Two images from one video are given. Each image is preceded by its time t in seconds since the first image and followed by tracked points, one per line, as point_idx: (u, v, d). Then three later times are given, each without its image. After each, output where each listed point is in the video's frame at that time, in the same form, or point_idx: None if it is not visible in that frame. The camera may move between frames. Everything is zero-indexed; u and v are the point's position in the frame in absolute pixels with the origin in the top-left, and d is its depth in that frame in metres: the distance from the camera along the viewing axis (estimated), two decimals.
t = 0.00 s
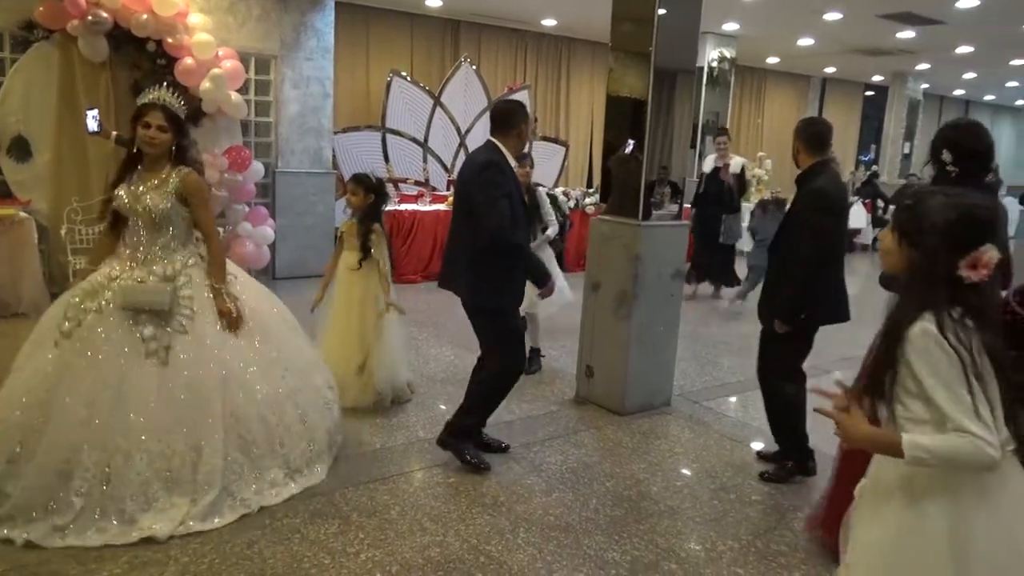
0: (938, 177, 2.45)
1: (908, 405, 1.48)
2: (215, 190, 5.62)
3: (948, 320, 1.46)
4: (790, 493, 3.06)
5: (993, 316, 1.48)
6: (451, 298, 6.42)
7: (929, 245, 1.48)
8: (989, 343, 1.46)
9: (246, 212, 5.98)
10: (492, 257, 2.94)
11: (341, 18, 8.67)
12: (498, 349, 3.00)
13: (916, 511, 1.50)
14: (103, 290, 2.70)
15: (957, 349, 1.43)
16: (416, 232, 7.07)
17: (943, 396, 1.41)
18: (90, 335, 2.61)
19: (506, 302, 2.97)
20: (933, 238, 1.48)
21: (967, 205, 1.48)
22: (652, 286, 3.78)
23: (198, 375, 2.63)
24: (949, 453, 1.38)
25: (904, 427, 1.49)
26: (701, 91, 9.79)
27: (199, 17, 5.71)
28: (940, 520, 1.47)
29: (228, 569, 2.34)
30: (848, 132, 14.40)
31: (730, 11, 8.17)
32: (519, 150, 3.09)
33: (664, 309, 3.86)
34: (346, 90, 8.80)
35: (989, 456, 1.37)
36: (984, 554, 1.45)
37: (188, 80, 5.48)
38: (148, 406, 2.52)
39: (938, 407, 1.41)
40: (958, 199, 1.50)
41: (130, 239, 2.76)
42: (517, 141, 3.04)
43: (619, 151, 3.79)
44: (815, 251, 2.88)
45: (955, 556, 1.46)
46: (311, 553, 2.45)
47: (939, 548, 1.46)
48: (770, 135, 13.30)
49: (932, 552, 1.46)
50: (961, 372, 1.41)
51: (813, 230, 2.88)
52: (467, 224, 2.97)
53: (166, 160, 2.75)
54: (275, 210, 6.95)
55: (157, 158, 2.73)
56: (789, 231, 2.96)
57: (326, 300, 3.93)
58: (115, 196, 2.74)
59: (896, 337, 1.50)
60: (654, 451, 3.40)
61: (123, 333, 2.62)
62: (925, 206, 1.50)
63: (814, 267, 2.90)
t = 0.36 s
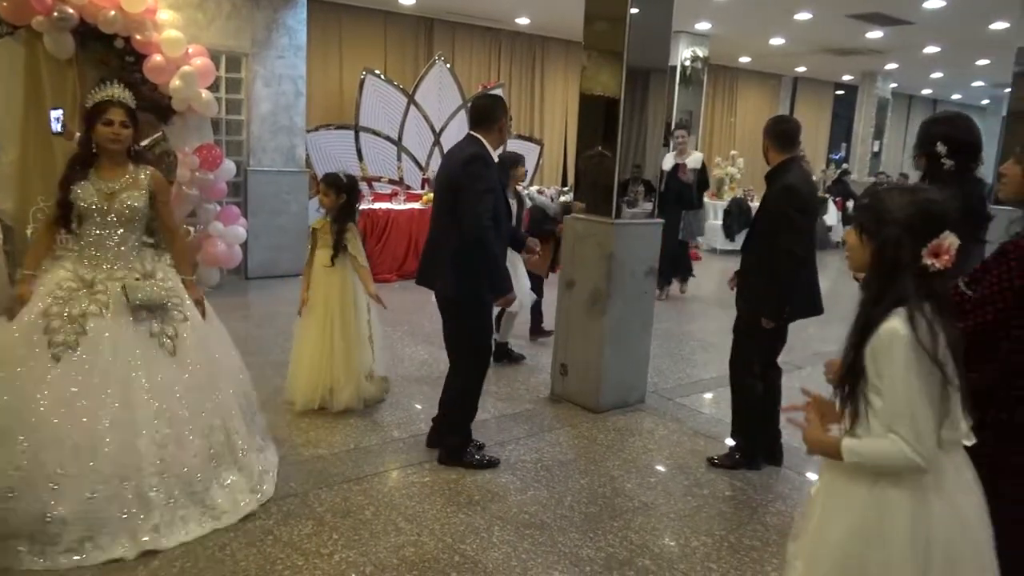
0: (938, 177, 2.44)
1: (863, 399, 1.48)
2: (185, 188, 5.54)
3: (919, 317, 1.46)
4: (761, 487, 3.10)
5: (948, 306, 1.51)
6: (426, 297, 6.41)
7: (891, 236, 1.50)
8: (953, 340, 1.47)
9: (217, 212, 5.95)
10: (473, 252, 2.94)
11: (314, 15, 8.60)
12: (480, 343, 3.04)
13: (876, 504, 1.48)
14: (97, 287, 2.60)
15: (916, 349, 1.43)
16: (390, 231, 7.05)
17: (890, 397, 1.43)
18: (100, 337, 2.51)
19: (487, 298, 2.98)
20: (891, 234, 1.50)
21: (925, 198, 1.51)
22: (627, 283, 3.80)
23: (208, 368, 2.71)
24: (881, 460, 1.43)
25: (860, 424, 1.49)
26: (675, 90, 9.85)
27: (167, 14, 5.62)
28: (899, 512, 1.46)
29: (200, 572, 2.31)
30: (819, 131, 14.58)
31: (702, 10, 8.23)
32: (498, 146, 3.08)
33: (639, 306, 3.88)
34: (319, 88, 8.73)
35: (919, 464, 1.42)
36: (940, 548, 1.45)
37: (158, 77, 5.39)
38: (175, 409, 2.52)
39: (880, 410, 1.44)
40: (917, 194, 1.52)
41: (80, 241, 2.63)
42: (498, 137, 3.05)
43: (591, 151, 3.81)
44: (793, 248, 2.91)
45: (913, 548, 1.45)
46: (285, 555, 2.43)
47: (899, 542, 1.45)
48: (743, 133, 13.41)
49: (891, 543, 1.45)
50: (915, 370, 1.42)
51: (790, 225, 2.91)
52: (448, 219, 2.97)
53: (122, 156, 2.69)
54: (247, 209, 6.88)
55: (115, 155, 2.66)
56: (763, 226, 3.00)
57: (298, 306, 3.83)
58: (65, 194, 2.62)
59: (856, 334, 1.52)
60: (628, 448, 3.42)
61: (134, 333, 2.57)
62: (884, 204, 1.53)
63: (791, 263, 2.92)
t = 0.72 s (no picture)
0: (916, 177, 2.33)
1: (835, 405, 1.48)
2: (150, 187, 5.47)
3: (898, 324, 1.45)
4: (729, 482, 3.14)
5: (931, 305, 1.48)
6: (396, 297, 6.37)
7: (870, 237, 1.47)
8: (932, 341, 1.45)
9: (183, 210, 5.87)
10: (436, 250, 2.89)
11: (281, 12, 8.51)
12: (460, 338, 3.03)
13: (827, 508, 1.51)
14: (76, 288, 2.56)
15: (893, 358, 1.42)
16: (359, 230, 7.01)
17: (860, 405, 1.42)
18: (87, 340, 2.50)
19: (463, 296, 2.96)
20: (872, 233, 1.47)
21: (905, 197, 1.48)
22: (596, 281, 3.82)
23: (163, 361, 2.72)
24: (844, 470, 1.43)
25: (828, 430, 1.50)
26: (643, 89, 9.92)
27: (131, 9, 5.52)
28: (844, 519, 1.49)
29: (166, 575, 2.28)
30: (785, 130, 14.77)
31: (670, 10, 8.29)
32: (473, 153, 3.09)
33: (608, 304, 3.90)
34: (287, 86, 8.65)
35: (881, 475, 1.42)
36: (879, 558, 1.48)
37: (120, 74, 5.34)
38: (147, 413, 2.52)
39: (850, 417, 1.44)
40: (895, 192, 1.50)
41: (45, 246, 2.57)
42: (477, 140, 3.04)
43: (559, 150, 3.83)
44: (751, 247, 2.97)
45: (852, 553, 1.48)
46: (252, 556, 2.40)
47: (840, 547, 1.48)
48: (711, 132, 13.55)
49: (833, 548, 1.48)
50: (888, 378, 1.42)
51: (749, 221, 2.95)
52: (413, 218, 2.94)
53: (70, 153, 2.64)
54: (213, 208, 6.80)
55: (65, 153, 2.62)
56: (725, 222, 3.03)
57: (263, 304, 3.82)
58: (21, 195, 2.54)
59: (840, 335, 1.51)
60: (598, 445, 3.43)
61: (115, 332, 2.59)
62: (862, 203, 1.49)
63: (749, 258, 2.98)
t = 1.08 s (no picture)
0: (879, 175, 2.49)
1: (834, 409, 1.51)
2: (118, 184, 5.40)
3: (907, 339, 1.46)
4: (701, 479, 3.17)
5: (935, 317, 1.51)
6: (369, 297, 6.34)
7: (874, 246, 1.49)
8: (932, 351, 1.47)
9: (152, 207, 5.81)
10: (409, 256, 2.84)
11: (253, 8, 8.43)
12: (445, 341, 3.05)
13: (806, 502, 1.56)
14: (49, 284, 2.50)
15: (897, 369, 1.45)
16: (332, 228, 6.97)
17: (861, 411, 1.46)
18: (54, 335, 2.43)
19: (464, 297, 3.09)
20: (875, 239, 1.49)
21: (905, 202, 1.50)
22: (569, 280, 3.84)
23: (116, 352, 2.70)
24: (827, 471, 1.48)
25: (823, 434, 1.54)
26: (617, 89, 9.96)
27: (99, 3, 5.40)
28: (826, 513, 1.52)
29: None
30: (757, 132, 14.92)
31: (644, 11, 8.34)
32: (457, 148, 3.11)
33: (581, 303, 3.92)
34: (259, 83, 8.58)
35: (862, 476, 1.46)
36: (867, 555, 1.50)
37: (89, 69, 5.23)
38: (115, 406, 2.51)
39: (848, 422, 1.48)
40: (896, 197, 1.52)
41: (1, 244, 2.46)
42: (459, 137, 3.06)
43: (528, 149, 3.87)
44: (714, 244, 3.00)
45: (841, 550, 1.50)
46: (223, 557, 2.39)
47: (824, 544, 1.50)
48: (684, 133, 13.65)
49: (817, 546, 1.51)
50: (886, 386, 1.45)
51: (710, 209, 2.98)
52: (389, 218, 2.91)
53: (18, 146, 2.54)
54: (184, 205, 6.72)
55: (14, 146, 2.52)
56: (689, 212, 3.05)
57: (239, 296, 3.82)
58: None
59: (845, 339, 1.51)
60: (572, 444, 3.45)
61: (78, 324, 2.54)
62: (862, 208, 1.51)
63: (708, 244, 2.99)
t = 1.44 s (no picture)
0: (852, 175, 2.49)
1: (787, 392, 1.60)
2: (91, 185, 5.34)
3: (851, 320, 1.49)
4: (677, 476, 3.19)
5: (920, 315, 1.51)
6: (346, 297, 6.30)
7: (854, 247, 1.52)
8: (883, 338, 1.48)
9: (126, 207, 5.76)
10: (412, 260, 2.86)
11: (227, 6, 8.35)
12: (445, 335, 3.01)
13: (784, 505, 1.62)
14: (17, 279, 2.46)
15: (831, 350, 1.51)
16: (309, 228, 6.93)
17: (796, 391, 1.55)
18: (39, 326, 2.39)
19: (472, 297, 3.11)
20: (857, 240, 1.52)
21: (887, 203, 1.52)
22: (546, 279, 3.85)
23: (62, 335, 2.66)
24: (780, 461, 1.57)
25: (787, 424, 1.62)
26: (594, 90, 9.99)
27: None
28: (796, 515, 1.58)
29: None
30: (732, 132, 15.04)
31: (621, 12, 8.37)
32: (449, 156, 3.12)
33: (559, 302, 3.94)
34: (234, 82, 8.51)
35: (797, 454, 1.55)
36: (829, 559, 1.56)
37: (59, 67, 5.15)
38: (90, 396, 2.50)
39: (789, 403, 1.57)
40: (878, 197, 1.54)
41: None
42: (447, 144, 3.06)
43: (503, 149, 3.87)
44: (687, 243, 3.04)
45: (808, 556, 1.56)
46: (200, 558, 2.37)
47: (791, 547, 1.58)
48: (661, 132, 13.73)
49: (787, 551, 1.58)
50: (819, 367, 1.52)
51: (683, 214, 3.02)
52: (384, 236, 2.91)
53: None
54: (158, 205, 6.65)
55: None
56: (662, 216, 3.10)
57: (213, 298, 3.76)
58: None
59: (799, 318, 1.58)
60: (550, 442, 3.46)
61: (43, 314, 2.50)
62: (847, 211, 1.54)
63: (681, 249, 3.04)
